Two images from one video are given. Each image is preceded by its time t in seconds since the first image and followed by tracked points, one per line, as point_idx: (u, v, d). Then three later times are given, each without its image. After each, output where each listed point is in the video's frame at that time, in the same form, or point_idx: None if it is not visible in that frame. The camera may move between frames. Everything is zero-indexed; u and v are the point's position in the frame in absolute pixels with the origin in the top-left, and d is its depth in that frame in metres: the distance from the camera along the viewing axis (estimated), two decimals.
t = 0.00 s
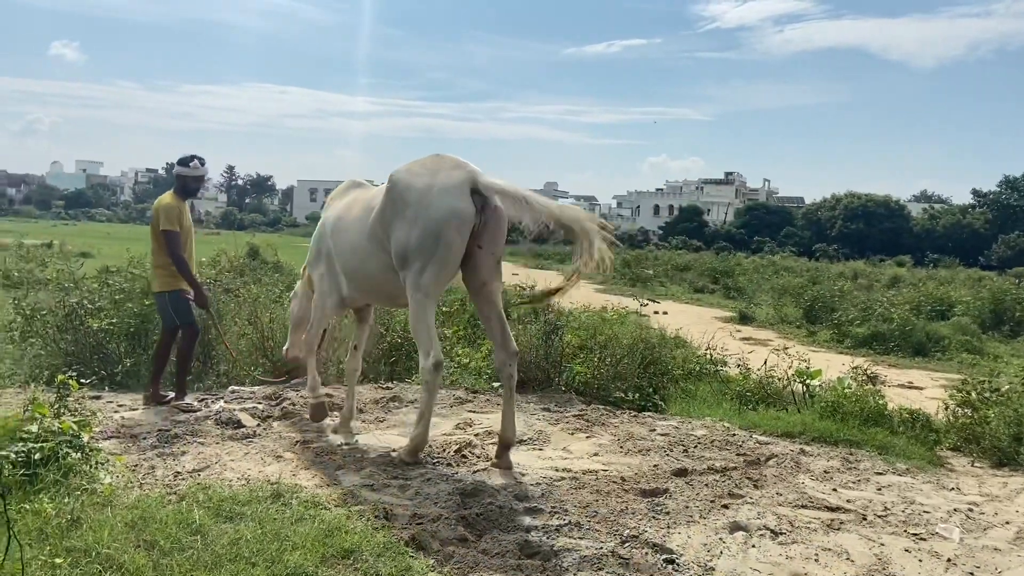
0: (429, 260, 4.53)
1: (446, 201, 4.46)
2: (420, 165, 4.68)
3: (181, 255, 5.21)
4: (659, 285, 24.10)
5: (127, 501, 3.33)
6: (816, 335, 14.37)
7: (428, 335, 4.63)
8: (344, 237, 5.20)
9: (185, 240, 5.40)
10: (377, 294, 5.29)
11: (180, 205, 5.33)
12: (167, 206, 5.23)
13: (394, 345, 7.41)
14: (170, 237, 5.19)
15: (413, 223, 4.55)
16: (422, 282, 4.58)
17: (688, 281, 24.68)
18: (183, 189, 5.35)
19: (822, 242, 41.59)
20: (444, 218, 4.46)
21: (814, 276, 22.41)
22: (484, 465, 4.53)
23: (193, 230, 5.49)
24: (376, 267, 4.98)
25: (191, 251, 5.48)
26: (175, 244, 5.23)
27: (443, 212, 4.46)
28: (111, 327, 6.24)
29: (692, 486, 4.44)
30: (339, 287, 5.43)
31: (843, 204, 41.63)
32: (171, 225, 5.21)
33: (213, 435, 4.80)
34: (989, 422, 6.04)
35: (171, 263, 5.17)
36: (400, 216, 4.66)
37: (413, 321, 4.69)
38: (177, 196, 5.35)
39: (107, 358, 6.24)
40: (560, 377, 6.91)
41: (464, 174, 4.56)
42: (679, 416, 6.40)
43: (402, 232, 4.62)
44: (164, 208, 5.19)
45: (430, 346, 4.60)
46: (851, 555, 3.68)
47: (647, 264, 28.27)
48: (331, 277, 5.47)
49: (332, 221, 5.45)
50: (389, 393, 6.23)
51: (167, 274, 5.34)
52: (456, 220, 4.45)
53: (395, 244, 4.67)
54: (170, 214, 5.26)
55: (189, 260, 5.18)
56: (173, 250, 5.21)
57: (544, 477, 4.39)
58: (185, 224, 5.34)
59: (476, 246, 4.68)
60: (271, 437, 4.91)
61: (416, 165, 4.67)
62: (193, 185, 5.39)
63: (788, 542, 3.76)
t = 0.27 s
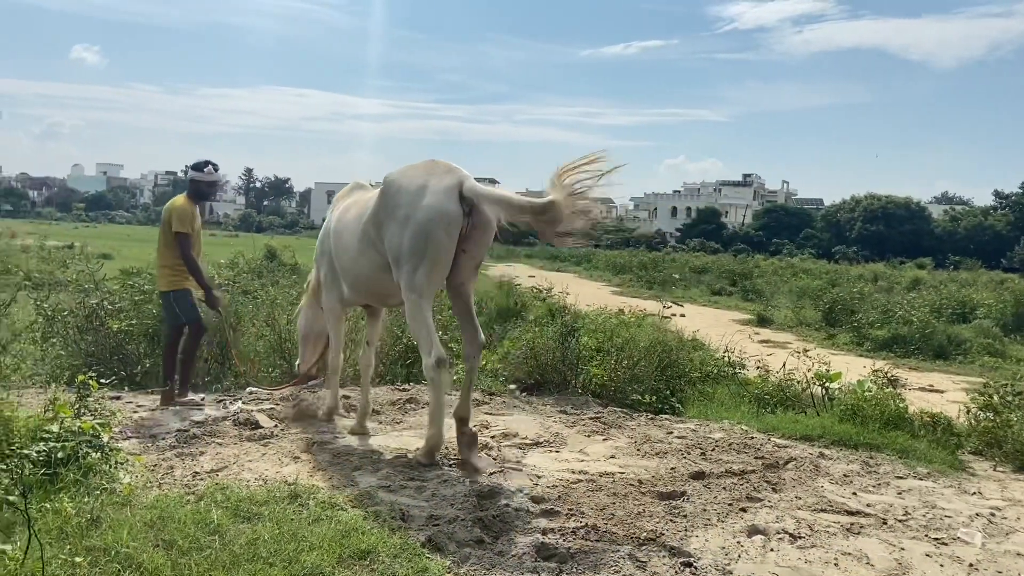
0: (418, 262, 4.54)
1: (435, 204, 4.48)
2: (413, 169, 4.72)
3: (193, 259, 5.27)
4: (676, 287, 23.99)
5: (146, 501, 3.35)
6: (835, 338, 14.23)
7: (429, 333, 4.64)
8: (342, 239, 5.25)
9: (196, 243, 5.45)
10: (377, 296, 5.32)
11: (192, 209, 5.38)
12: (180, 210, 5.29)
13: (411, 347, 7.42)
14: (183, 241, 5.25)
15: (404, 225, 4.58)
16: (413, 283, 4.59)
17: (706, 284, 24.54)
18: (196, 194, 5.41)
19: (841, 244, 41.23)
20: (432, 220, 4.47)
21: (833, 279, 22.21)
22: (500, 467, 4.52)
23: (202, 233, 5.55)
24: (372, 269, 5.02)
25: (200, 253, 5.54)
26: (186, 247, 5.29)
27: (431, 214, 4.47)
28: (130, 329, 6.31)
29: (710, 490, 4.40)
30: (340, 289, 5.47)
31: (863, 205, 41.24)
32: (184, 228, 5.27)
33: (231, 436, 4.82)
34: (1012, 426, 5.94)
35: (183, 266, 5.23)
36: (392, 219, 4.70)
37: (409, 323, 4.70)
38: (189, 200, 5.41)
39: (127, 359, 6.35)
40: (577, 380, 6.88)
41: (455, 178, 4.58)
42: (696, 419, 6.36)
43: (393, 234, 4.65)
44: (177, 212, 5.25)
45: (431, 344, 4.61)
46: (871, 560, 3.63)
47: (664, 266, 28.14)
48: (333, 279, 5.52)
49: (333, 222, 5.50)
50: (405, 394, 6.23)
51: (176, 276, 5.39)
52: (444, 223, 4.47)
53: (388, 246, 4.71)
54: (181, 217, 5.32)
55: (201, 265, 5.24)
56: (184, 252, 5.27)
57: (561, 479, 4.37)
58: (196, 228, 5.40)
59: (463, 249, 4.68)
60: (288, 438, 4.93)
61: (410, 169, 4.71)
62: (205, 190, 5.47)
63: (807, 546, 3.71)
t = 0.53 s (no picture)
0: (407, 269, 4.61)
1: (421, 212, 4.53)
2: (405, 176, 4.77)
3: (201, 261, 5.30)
4: (693, 290, 23.88)
5: (165, 501, 3.38)
6: (854, 341, 14.09)
7: (427, 331, 4.61)
8: (344, 243, 5.36)
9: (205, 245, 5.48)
10: (379, 299, 5.40)
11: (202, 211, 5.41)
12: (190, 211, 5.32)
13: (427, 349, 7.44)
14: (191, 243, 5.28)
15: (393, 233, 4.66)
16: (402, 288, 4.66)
17: (723, 286, 24.41)
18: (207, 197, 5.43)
19: (860, 246, 40.86)
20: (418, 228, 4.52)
21: (852, 281, 22.01)
22: (516, 469, 4.52)
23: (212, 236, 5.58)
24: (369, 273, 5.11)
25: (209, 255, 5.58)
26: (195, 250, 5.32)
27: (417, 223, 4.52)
28: (151, 330, 6.35)
29: (728, 493, 4.37)
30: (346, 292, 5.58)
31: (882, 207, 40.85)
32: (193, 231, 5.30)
33: (249, 437, 4.86)
34: None
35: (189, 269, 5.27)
36: (385, 227, 4.78)
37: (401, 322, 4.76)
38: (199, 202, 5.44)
39: (147, 360, 6.43)
40: (593, 382, 6.87)
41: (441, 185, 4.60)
42: (713, 422, 6.32)
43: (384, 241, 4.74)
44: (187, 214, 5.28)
45: (432, 340, 4.57)
46: (891, 565, 3.59)
47: (680, 269, 28.02)
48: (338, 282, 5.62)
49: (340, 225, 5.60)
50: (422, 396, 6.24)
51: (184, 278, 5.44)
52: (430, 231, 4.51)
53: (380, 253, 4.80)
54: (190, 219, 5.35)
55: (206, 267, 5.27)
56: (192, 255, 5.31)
57: (577, 482, 4.36)
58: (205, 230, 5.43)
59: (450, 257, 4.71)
60: (305, 439, 4.95)
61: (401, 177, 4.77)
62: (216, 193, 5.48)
63: (826, 551, 3.68)
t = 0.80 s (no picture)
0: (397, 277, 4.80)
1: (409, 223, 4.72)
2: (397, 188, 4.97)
3: (197, 263, 5.29)
4: (708, 292, 23.77)
5: (182, 502, 3.40)
6: (871, 343, 13.96)
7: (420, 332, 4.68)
8: (345, 252, 5.56)
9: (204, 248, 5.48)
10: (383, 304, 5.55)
11: (201, 214, 5.42)
12: (187, 213, 5.32)
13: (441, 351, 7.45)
14: (187, 245, 5.27)
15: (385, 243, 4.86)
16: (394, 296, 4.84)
17: (739, 288, 24.27)
18: (205, 200, 5.43)
19: (877, 248, 40.50)
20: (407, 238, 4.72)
21: (870, 284, 21.81)
22: (530, 471, 4.51)
23: (213, 239, 5.57)
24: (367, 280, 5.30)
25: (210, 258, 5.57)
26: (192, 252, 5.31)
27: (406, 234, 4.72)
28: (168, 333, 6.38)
29: (744, 497, 4.33)
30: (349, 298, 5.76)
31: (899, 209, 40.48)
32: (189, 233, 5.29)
33: (265, 438, 4.88)
34: None
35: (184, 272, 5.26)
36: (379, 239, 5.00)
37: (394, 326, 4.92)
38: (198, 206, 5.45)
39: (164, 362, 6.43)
40: (608, 384, 6.84)
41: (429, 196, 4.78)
42: (729, 425, 6.28)
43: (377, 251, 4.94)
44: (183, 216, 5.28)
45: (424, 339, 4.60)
46: (910, 570, 3.54)
47: (695, 271, 27.89)
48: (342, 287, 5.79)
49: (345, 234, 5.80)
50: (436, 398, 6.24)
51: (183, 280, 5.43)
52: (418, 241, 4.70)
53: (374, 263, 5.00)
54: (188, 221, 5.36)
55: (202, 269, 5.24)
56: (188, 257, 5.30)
57: (592, 485, 4.34)
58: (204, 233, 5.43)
59: (439, 265, 4.88)
60: (320, 441, 4.97)
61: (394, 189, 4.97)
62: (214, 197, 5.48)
63: (843, 556, 3.63)
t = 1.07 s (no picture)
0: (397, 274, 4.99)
1: (409, 223, 4.92)
2: (399, 190, 5.17)
3: (183, 264, 5.28)
4: (721, 293, 23.65)
5: (196, 502, 3.41)
6: (887, 345, 13.85)
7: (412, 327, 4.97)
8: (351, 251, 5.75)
9: (194, 248, 5.48)
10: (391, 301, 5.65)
11: (189, 214, 5.41)
12: (174, 213, 5.32)
13: (454, 352, 7.45)
14: (173, 245, 5.27)
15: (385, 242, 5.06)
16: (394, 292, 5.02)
17: (752, 290, 24.15)
18: (194, 200, 5.43)
19: (893, 249, 40.18)
20: (406, 237, 4.92)
21: (884, 285, 21.64)
22: (543, 473, 4.49)
23: (205, 239, 5.56)
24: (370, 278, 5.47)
25: (202, 258, 5.57)
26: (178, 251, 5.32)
27: (406, 233, 4.93)
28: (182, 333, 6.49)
29: (758, 499, 4.30)
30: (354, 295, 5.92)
31: (915, 210, 40.13)
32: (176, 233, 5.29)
33: (278, 439, 4.89)
34: None
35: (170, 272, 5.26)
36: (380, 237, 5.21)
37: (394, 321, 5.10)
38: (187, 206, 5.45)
39: (179, 363, 6.53)
40: (620, 385, 6.82)
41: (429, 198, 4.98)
42: (743, 426, 6.24)
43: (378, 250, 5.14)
44: (170, 216, 5.28)
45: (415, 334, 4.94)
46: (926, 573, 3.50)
47: (709, 272, 27.77)
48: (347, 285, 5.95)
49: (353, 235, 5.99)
50: (448, 399, 6.24)
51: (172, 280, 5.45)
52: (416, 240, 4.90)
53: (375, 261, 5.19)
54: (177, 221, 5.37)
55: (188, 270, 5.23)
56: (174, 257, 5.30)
57: (604, 486, 4.31)
58: (192, 233, 5.42)
59: (437, 263, 5.04)
60: (334, 441, 4.98)
61: (396, 191, 5.18)
62: (204, 197, 5.47)
63: (858, 559, 3.60)
